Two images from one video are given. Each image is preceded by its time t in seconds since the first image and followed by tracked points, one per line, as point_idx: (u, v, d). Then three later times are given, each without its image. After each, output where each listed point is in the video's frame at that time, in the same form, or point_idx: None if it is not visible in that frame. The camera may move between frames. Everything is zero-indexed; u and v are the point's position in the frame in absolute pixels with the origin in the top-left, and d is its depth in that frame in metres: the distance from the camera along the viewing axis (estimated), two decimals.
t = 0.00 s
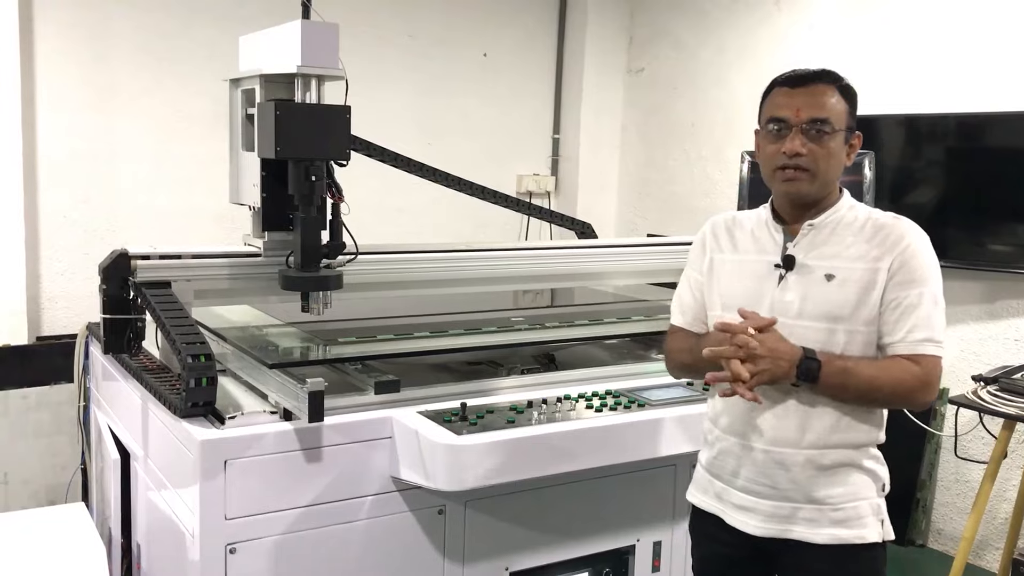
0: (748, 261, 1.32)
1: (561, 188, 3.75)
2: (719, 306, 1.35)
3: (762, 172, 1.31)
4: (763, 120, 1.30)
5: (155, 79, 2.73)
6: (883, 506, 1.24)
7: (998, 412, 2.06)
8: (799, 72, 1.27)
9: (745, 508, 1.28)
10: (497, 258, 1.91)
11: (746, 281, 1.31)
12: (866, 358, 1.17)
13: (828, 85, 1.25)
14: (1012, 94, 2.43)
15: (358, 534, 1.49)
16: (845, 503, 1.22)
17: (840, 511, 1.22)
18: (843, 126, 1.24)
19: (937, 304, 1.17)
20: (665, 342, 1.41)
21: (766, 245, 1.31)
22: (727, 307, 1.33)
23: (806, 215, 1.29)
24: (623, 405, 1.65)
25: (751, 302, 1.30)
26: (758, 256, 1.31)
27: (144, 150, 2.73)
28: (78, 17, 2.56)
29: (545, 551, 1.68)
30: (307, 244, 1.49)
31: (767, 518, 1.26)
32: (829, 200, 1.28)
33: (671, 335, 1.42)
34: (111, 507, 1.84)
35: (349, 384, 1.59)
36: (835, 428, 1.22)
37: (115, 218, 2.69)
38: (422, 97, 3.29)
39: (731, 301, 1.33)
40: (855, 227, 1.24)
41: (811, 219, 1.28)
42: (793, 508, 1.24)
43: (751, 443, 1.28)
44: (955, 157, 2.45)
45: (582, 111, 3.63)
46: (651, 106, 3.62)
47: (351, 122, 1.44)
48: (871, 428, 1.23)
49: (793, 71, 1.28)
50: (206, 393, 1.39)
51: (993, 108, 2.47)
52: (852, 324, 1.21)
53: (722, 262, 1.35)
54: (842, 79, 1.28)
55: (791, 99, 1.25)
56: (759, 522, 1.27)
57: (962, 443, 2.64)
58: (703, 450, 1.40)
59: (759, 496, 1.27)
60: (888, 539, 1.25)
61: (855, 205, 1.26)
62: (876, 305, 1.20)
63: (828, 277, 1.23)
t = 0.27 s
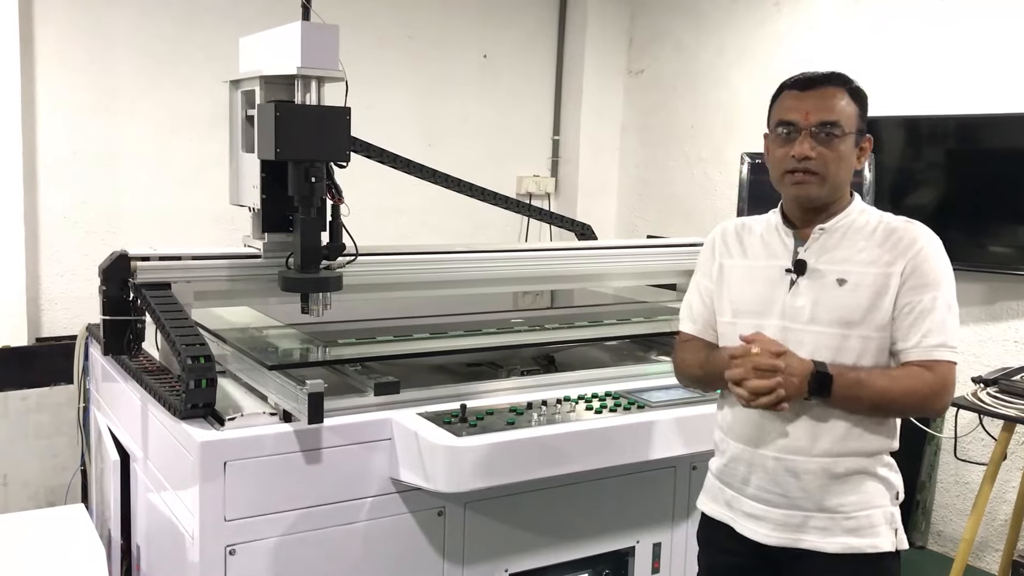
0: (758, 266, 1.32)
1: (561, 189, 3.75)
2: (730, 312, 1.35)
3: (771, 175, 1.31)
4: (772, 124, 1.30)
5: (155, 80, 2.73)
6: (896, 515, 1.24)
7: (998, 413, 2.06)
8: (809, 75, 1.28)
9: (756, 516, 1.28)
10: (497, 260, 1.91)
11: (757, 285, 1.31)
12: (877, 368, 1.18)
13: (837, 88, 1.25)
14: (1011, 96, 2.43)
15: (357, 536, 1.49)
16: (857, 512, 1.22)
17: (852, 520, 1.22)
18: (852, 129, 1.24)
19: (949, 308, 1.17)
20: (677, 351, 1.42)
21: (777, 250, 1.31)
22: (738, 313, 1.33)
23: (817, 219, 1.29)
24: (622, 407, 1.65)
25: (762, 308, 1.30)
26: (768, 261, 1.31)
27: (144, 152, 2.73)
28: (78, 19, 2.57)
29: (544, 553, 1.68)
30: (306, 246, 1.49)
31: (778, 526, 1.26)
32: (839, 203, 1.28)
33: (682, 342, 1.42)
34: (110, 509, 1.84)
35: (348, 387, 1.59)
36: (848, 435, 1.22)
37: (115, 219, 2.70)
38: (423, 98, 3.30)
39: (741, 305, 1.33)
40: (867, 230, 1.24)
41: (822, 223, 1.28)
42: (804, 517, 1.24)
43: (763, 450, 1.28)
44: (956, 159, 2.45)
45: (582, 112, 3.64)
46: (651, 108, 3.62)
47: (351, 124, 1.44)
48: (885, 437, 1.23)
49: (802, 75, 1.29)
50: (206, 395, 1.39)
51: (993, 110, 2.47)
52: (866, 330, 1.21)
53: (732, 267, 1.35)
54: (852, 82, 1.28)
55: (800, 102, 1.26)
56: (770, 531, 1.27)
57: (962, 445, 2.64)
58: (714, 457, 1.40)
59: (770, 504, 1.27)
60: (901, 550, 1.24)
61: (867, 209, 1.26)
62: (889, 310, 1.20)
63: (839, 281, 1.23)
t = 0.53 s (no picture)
0: (769, 269, 1.33)
1: (560, 190, 3.75)
2: (740, 315, 1.36)
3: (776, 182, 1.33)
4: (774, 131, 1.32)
5: (154, 82, 2.73)
6: (902, 525, 1.23)
7: (997, 414, 2.06)
8: (807, 82, 1.28)
9: (760, 519, 1.30)
10: (496, 261, 1.91)
11: (767, 288, 1.32)
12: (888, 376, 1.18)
13: (834, 93, 1.25)
14: (1009, 97, 2.43)
15: (356, 537, 1.50)
16: (861, 519, 1.22)
17: (854, 527, 1.22)
18: (849, 134, 1.24)
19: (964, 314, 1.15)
20: (690, 353, 1.44)
21: (787, 253, 1.32)
22: (748, 316, 1.35)
23: (825, 223, 1.30)
24: (622, 408, 1.65)
25: (771, 311, 1.31)
26: (779, 264, 1.32)
27: (144, 153, 2.73)
28: (77, 20, 2.57)
29: (543, 554, 1.68)
30: (306, 246, 1.49)
31: (781, 531, 1.27)
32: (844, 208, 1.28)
33: (695, 345, 1.44)
34: (110, 511, 1.84)
35: (347, 388, 1.59)
36: (852, 440, 1.22)
37: (114, 220, 2.70)
38: (422, 100, 3.30)
39: (750, 306, 1.34)
40: (879, 235, 1.24)
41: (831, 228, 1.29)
42: (807, 522, 1.25)
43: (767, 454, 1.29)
44: (954, 160, 2.45)
45: (580, 113, 3.64)
46: (649, 109, 3.63)
47: (350, 125, 1.45)
48: (894, 443, 1.22)
49: (802, 81, 1.29)
50: (205, 396, 1.39)
51: (992, 111, 2.48)
52: (872, 336, 1.21)
53: (744, 270, 1.37)
54: (855, 85, 1.27)
55: (795, 110, 1.27)
56: (773, 535, 1.28)
57: (961, 446, 2.64)
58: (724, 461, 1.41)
59: (774, 509, 1.28)
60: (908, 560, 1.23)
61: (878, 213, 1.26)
62: (900, 315, 1.20)
63: (848, 285, 1.23)
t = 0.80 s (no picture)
0: (775, 269, 1.36)
1: (557, 191, 3.75)
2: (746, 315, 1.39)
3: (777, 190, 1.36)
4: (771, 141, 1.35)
5: (152, 82, 2.73)
6: (894, 532, 1.23)
7: (993, 415, 2.07)
8: (793, 93, 1.29)
9: (752, 518, 1.32)
10: (492, 262, 1.91)
11: (772, 289, 1.35)
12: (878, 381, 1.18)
13: (813, 104, 1.25)
14: (1006, 99, 2.44)
15: (353, 537, 1.49)
16: (848, 524, 1.23)
17: (842, 531, 1.23)
18: (826, 146, 1.23)
19: (961, 324, 1.14)
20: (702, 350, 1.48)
21: (793, 255, 1.34)
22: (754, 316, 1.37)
23: (827, 228, 1.31)
24: (618, 409, 1.66)
25: (772, 311, 1.34)
26: (786, 265, 1.34)
27: (141, 153, 2.73)
28: (74, 21, 2.57)
29: (540, 555, 1.68)
30: (304, 247, 1.49)
31: (771, 530, 1.29)
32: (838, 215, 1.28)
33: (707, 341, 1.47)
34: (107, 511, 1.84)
35: (344, 389, 1.58)
36: (840, 444, 1.23)
37: (111, 220, 2.69)
38: (419, 101, 3.30)
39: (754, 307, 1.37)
40: (878, 240, 1.24)
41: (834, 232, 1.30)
42: (795, 523, 1.26)
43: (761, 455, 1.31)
44: (950, 161, 2.46)
45: (578, 114, 3.64)
46: (646, 110, 3.63)
47: (347, 126, 1.45)
48: (887, 449, 1.22)
49: (791, 91, 1.30)
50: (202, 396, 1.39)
51: (988, 112, 2.48)
52: (867, 343, 1.22)
53: (754, 269, 1.39)
54: (841, 91, 1.25)
55: (777, 125, 1.29)
56: (763, 533, 1.30)
57: (957, 447, 2.64)
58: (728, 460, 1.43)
59: (765, 508, 1.30)
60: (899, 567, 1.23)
61: (881, 218, 1.26)
62: (894, 322, 1.20)
63: (844, 290, 1.24)
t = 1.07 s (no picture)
0: (777, 270, 1.38)
1: (553, 191, 3.76)
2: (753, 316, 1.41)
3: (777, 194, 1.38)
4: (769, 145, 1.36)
5: (146, 81, 2.72)
6: (879, 537, 1.23)
7: (986, 415, 2.07)
8: (783, 98, 1.30)
9: (745, 514, 1.36)
10: (487, 262, 1.91)
11: (774, 290, 1.37)
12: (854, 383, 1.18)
13: (798, 110, 1.26)
14: (1000, 99, 2.45)
15: (347, 537, 1.49)
16: (831, 525, 1.24)
17: (825, 532, 1.24)
18: (809, 151, 1.24)
19: (940, 330, 1.14)
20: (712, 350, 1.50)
21: (794, 257, 1.36)
22: (758, 316, 1.40)
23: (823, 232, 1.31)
24: (613, 408, 1.66)
25: (771, 309, 1.36)
26: (787, 265, 1.36)
27: (135, 153, 2.72)
28: (68, 20, 2.56)
29: (534, 554, 1.68)
30: (299, 247, 1.49)
31: (761, 527, 1.32)
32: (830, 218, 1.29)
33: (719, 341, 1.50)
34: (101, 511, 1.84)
35: (339, 388, 1.58)
36: (823, 448, 1.24)
37: (105, 220, 2.69)
38: (414, 100, 3.30)
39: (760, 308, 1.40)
40: (867, 243, 1.24)
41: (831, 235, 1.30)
42: (782, 521, 1.29)
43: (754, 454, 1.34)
44: (945, 161, 2.46)
45: (574, 114, 3.64)
46: (642, 110, 3.64)
47: (341, 124, 1.45)
48: (875, 453, 1.22)
49: (782, 96, 1.31)
50: (196, 396, 1.39)
51: (982, 112, 2.49)
52: (850, 346, 1.23)
53: (762, 271, 1.42)
54: (828, 95, 1.25)
55: (767, 131, 1.31)
56: (754, 530, 1.33)
57: (951, 446, 2.65)
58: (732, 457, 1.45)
59: (756, 505, 1.33)
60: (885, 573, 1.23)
61: (872, 221, 1.25)
62: (877, 325, 1.20)
63: (832, 292, 1.26)
